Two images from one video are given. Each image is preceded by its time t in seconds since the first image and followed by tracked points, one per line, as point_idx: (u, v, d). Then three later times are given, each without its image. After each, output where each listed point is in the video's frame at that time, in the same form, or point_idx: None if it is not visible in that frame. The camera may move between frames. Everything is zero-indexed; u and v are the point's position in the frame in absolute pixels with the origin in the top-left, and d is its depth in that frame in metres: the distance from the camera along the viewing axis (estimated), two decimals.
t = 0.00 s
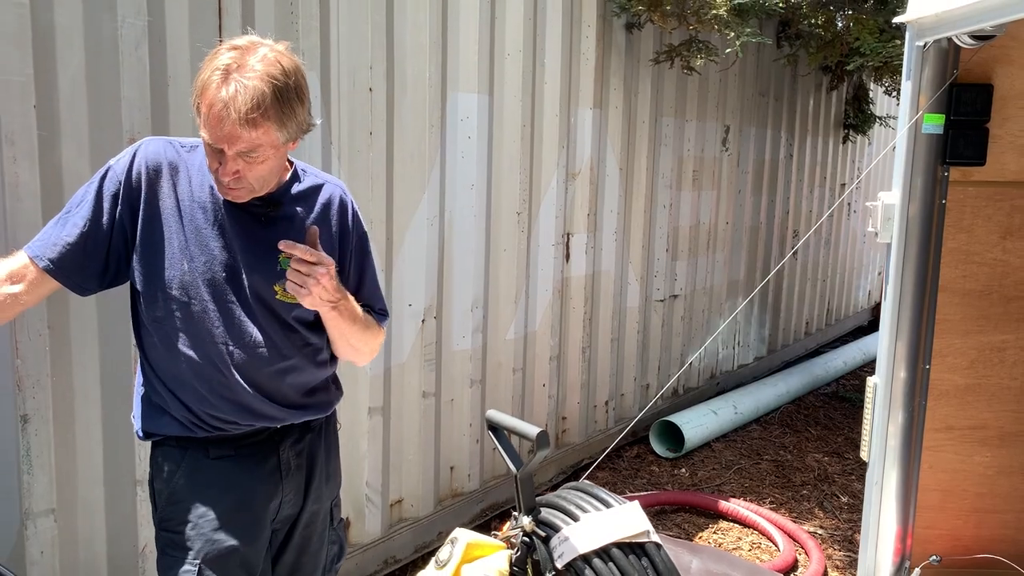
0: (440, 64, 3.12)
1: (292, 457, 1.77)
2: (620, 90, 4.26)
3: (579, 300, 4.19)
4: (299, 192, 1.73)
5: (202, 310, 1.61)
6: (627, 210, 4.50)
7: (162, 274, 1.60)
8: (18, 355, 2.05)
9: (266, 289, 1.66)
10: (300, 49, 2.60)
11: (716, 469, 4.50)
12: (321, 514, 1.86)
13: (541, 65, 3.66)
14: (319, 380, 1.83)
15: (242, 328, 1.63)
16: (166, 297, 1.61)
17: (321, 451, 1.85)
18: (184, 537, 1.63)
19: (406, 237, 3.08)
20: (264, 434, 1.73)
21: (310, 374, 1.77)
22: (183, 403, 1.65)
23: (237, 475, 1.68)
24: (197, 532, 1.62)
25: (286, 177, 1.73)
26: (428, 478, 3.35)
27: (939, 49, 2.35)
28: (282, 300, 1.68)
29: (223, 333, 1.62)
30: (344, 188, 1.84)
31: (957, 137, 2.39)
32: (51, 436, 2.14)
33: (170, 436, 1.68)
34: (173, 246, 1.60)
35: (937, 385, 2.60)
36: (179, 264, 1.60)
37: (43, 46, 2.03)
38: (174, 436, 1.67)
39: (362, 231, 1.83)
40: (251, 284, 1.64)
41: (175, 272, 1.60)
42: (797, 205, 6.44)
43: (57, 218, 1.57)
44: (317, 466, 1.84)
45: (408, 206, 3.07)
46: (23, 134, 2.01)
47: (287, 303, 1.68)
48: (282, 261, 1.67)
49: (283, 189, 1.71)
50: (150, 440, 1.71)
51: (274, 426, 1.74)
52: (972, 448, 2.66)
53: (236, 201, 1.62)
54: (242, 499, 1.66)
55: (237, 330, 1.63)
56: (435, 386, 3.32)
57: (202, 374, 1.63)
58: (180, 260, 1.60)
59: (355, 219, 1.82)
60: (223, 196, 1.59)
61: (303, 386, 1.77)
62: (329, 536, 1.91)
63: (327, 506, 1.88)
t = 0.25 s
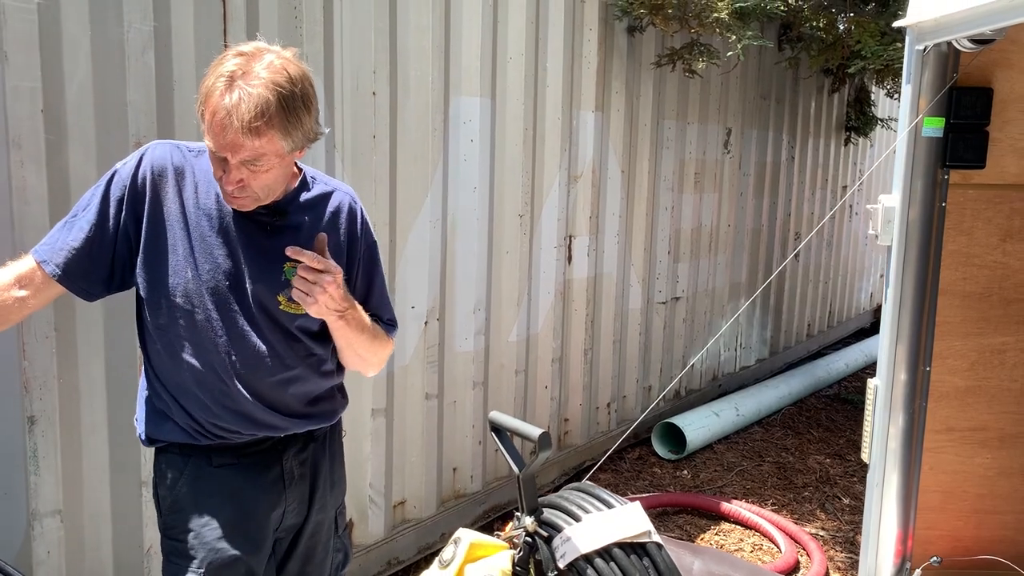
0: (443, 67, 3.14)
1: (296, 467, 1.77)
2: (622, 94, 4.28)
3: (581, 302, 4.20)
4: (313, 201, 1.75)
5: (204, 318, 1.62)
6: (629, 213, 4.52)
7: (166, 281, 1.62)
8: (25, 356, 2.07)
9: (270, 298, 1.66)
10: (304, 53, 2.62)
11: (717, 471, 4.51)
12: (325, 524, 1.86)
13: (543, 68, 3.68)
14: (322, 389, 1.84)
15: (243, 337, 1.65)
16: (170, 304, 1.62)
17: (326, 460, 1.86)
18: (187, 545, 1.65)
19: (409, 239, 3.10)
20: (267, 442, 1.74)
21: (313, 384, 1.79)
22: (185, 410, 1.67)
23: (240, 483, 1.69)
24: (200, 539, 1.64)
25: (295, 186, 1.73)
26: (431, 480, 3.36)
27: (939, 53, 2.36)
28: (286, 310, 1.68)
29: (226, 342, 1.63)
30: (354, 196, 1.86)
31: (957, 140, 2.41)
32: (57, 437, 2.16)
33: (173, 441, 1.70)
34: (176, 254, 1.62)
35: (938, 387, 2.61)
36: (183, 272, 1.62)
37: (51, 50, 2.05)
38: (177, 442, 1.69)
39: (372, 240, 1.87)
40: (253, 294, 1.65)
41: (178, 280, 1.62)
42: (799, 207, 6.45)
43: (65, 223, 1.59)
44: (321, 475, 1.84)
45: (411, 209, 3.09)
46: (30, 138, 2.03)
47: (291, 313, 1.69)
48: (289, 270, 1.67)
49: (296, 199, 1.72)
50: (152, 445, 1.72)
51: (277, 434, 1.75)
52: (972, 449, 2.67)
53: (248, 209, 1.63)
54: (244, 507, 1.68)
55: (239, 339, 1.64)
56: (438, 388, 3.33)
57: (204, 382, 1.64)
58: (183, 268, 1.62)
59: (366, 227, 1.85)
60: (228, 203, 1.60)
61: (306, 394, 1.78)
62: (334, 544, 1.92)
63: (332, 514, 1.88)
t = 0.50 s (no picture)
0: (445, 69, 3.15)
1: (292, 478, 1.77)
2: (623, 95, 4.29)
3: (582, 303, 4.21)
4: (320, 211, 1.69)
5: (202, 329, 1.62)
6: (631, 214, 4.53)
7: (167, 290, 1.63)
8: (29, 357, 2.09)
9: (269, 312, 1.65)
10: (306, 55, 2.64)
11: (719, 472, 4.51)
12: (324, 535, 1.85)
13: (545, 70, 3.70)
14: (325, 400, 1.83)
15: (240, 349, 1.65)
16: (169, 312, 1.63)
17: (325, 472, 1.84)
18: (178, 549, 1.70)
19: (411, 240, 3.11)
20: (263, 453, 1.74)
21: (312, 397, 1.78)
22: (184, 417, 1.68)
23: (233, 493, 1.70)
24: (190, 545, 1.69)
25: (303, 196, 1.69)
26: (432, 480, 3.37)
27: (939, 54, 2.37)
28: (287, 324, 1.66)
29: (223, 354, 1.64)
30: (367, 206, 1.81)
31: (957, 141, 2.42)
32: (62, 437, 2.17)
33: (171, 445, 1.72)
34: (175, 263, 1.62)
35: (938, 387, 2.62)
36: (183, 281, 1.62)
37: (55, 52, 2.06)
38: (175, 446, 1.71)
39: (382, 251, 1.80)
40: (252, 307, 1.64)
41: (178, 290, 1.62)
42: (800, 208, 6.45)
43: (72, 225, 1.62)
44: (319, 486, 1.83)
45: (413, 210, 3.10)
46: (35, 139, 2.05)
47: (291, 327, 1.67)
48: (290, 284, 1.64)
49: (302, 208, 1.68)
50: (153, 446, 1.75)
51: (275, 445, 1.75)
52: (973, 450, 2.67)
53: (244, 214, 1.60)
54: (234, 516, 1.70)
55: (236, 351, 1.65)
56: (440, 388, 3.34)
57: (200, 394, 1.65)
58: (183, 278, 1.62)
59: (376, 237, 1.78)
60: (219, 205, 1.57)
61: (304, 406, 1.77)
62: (334, 554, 1.91)
63: (332, 524, 1.87)
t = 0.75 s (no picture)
0: (449, 70, 3.16)
1: (300, 485, 1.76)
2: (627, 96, 4.30)
3: (586, 303, 4.22)
4: (323, 218, 1.66)
5: (203, 337, 1.63)
6: (634, 215, 4.53)
7: (168, 297, 1.64)
8: (37, 356, 2.10)
9: (269, 321, 1.64)
10: (311, 56, 2.65)
11: (723, 472, 4.52)
12: (335, 539, 1.85)
13: (549, 71, 3.71)
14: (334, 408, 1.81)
15: (242, 356, 1.65)
16: (171, 320, 1.64)
17: (335, 479, 1.83)
18: (182, 552, 1.72)
19: (415, 241, 3.12)
20: (271, 460, 1.73)
21: (319, 405, 1.76)
22: (188, 423, 1.70)
23: (239, 498, 1.71)
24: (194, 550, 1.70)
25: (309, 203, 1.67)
26: (437, 480, 3.38)
27: (942, 55, 2.38)
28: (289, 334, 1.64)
29: (226, 362, 1.64)
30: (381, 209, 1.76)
31: (960, 142, 2.42)
32: (69, 435, 2.19)
33: (178, 449, 1.74)
34: (176, 271, 1.63)
35: (942, 387, 2.62)
36: (184, 289, 1.63)
37: (62, 53, 2.08)
38: (181, 449, 1.73)
39: (393, 256, 1.74)
40: (253, 315, 1.64)
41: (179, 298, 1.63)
42: (804, 209, 6.45)
43: (77, 230, 1.64)
44: (329, 492, 1.82)
45: (417, 210, 3.11)
46: (42, 141, 2.06)
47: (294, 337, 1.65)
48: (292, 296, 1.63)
49: (306, 216, 1.65)
50: (160, 449, 1.78)
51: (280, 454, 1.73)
52: (976, 450, 2.68)
53: (239, 220, 1.59)
54: (240, 521, 1.70)
55: (237, 358, 1.65)
56: (444, 388, 3.35)
57: (203, 402, 1.67)
58: (183, 286, 1.63)
59: (386, 242, 1.72)
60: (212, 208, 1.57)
61: (310, 415, 1.76)
62: (343, 559, 1.90)
63: (342, 529, 1.87)
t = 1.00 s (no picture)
0: (455, 71, 3.18)
1: (310, 489, 1.75)
2: (632, 97, 4.31)
3: (591, 303, 4.23)
4: (327, 221, 1.62)
5: (205, 344, 1.63)
6: (639, 215, 4.54)
7: (172, 302, 1.64)
8: (47, 354, 2.12)
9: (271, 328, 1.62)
10: (319, 56, 2.67)
11: (728, 473, 4.52)
12: (348, 545, 1.83)
13: (554, 71, 3.72)
14: (346, 413, 1.78)
15: (245, 363, 1.64)
16: (176, 325, 1.65)
17: (346, 485, 1.81)
18: (190, 554, 1.74)
19: (421, 241, 3.13)
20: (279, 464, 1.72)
21: (328, 411, 1.73)
22: (196, 426, 1.72)
23: (246, 501, 1.70)
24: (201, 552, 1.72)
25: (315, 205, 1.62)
26: (443, 479, 3.40)
27: (947, 54, 2.38)
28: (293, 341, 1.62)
29: (229, 369, 1.64)
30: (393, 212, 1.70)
31: (965, 141, 2.42)
32: (79, 433, 2.21)
33: (188, 448, 1.76)
34: (178, 276, 1.63)
35: (947, 386, 2.62)
36: (186, 295, 1.63)
37: (73, 54, 2.10)
38: (191, 449, 1.76)
39: (402, 261, 1.67)
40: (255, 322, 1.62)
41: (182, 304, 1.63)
42: (809, 210, 6.45)
43: (84, 230, 1.65)
44: (338, 498, 1.80)
45: (423, 210, 3.13)
46: (53, 140, 2.08)
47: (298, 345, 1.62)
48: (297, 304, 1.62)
49: (310, 219, 1.61)
50: (173, 447, 1.80)
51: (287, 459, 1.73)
52: (981, 449, 2.68)
53: (239, 225, 1.54)
54: (248, 524, 1.70)
55: (240, 365, 1.64)
56: (449, 388, 3.37)
57: (209, 407, 1.68)
58: (185, 292, 1.63)
59: (395, 245, 1.66)
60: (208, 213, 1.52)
61: (317, 422, 1.74)
62: (357, 563, 1.87)
63: (355, 533, 1.85)
